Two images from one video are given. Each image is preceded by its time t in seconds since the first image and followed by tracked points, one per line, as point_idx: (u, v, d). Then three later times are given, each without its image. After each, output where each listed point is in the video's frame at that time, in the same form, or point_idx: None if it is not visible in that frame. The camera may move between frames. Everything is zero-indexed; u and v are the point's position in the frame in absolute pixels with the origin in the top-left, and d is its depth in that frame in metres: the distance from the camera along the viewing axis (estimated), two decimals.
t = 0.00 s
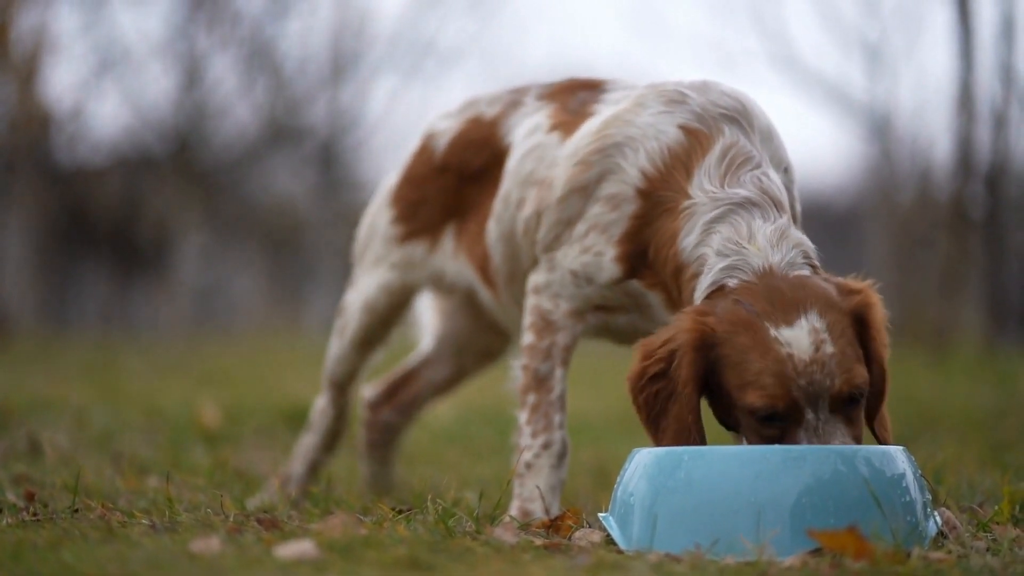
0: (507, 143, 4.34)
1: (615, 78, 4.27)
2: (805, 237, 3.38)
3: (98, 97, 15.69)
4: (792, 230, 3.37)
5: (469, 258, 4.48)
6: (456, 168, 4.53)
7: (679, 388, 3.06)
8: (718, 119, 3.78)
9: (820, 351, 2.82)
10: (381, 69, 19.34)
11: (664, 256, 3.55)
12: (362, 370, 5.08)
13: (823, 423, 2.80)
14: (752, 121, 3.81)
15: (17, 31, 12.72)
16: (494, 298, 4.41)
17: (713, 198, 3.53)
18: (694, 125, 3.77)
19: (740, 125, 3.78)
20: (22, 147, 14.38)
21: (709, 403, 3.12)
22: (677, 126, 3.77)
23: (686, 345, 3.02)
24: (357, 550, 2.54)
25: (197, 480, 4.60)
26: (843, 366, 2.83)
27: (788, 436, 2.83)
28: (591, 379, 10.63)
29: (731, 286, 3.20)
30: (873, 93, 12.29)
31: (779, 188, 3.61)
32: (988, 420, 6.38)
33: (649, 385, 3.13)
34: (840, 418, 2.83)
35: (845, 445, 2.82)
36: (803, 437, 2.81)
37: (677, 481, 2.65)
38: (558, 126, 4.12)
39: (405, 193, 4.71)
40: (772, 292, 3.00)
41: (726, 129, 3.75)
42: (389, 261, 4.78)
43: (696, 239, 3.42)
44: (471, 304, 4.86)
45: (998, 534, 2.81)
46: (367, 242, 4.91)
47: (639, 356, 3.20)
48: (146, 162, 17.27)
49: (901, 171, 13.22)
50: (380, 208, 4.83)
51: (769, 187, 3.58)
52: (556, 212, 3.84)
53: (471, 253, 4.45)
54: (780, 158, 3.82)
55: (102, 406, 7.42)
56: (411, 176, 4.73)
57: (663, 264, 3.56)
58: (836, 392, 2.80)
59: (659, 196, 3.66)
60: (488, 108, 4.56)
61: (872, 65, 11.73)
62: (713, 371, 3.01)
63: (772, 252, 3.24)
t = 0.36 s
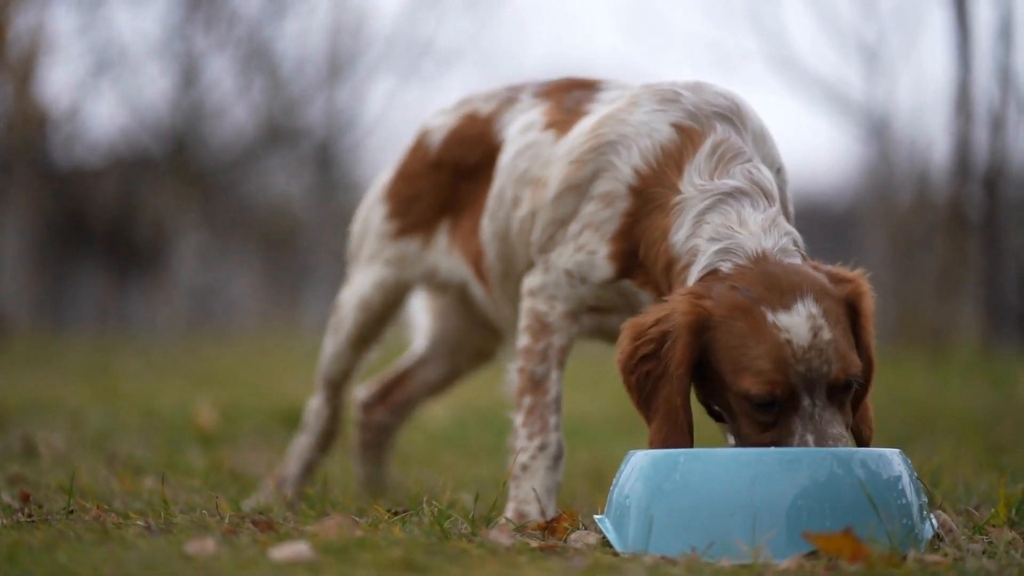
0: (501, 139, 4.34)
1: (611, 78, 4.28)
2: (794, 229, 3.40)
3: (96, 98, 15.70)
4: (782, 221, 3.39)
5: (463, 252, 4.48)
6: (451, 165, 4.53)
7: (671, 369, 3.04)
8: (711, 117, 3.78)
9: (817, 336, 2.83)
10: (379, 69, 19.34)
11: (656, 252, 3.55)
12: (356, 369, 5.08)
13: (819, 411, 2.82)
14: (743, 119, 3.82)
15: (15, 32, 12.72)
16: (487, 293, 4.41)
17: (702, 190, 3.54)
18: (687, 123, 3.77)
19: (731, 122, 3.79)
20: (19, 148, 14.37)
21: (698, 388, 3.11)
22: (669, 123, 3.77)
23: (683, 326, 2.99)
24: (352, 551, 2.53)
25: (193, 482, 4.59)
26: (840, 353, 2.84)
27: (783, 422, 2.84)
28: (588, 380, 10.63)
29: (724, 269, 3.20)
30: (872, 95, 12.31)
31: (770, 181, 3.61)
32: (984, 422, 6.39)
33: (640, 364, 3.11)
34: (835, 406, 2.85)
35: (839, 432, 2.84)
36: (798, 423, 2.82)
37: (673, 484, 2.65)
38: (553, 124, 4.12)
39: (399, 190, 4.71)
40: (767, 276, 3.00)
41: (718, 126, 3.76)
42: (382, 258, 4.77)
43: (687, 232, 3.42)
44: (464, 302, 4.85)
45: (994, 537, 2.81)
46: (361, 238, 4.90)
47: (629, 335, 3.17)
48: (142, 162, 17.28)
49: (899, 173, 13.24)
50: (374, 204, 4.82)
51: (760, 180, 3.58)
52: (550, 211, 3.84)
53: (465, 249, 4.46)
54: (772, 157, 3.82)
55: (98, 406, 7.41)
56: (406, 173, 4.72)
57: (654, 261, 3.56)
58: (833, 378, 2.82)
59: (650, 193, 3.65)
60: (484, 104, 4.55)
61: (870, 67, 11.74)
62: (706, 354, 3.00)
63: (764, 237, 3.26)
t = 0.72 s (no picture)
0: (502, 153, 4.35)
1: (613, 91, 4.29)
2: (800, 255, 3.36)
3: (94, 96, 15.73)
4: (785, 248, 3.37)
5: (461, 266, 4.47)
6: (451, 176, 4.54)
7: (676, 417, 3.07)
8: (711, 130, 3.77)
9: (789, 364, 2.82)
10: (377, 70, 19.38)
11: (657, 268, 3.55)
12: (356, 373, 5.07)
13: (800, 437, 2.79)
14: (745, 132, 3.78)
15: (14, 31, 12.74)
16: (486, 308, 4.41)
17: (706, 210, 3.52)
18: (688, 136, 3.76)
19: (733, 135, 3.76)
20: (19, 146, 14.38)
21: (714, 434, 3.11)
22: (670, 136, 3.76)
23: (673, 368, 3.05)
24: (349, 552, 2.53)
25: (190, 481, 4.59)
26: (816, 378, 2.82)
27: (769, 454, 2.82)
28: (586, 381, 10.64)
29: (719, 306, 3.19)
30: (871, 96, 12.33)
31: (773, 198, 3.58)
32: (981, 422, 6.40)
33: (648, 415, 3.14)
34: (817, 431, 2.81)
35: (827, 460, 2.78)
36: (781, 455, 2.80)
37: (670, 485, 2.65)
38: (556, 140, 4.12)
39: (401, 197, 4.71)
40: (750, 311, 3.02)
41: (719, 140, 3.74)
42: (383, 266, 4.77)
43: (689, 252, 3.42)
44: (464, 311, 4.85)
45: (991, 538, 2.81)
46: (363, 245, 4.89)
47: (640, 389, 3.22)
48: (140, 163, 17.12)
49: (897, 174, 13.28)
50: (378, 211, 4.81)
51: (762, 199, 3.55)
52: (549, 222, 3.84)
53: (462, 262, 4.45)
54: (775, 170, 3.80)
55: (97, 406, 7.41)
56: (407, 180, 4.72)
57: (655, 274, 3.56)
58: (809, 404, 2.79)
59: (651, 208, 3.65)
60: (486, 114, 4.56)
61: (868, 68, 11.75)
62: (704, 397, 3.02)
63: (760, 269, 3.25)
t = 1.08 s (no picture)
0: (502, 149, 4.34)
1: (613, 84, 4.27)
2: (797, 245, 3.33)
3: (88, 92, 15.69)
4: (782, 240, 3.34)
5: (463, 264, 4.47)
6: (449, 176, 4.53)
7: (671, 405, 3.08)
8: (712, 123, 3.76)
9: (781, 353, 2.85)
10: (371, 65, 19.33)
11: (658, 261, 3.55)
12: (353, 371, 5.06)
13: (788, 427, 2.79)
14: (747, 125, 3.76)
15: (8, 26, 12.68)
16: (489, 305, 4.41)
17: (706, 204, 3.52)
18: (689, 130, 3.75)
19: (735, 130, 3.74)
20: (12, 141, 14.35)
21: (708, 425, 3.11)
22: (671, 131, 3.76)
23: (667, 359, 3.08)
24: (342, 548, 2.52)
25: (183, 477, 4.58)
26: (807, 368, 2.83)
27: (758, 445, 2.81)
28: (580, 377, 10.64)
29: (715, 300, 3.18)
30: (864, 93, 12.32)
31: (774, 191, 3.57)
32: (974, 419, 6.41)
33: (644, 406, 3.15)
34: (807, 422, 2.81)
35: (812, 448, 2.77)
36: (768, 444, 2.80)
37: (661, 481, 2.65)
38: (555, 132, 4.11)
39: (400, 200, 4.70)
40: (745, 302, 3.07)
41: (720, 133, 3.73)
42: (382, 267, 4.77)
43: (689, 244, 3.42)
44: (464, 309, 4.85)
45: (983, 534, 2.81)
46: (360, 246, 4.88)
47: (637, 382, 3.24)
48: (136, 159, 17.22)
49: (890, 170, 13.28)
50: (377, 212, 4.81)
51: (763, 191, 3.54)
52: (547, 216, 3.84)
53: (464, 260, 4.45)
54: (777, 163, 3.78)
55: (89, 401, 7.40)
56: (406, 181, 4.72)
57: (656, 268, 3.56)
58: (798, 394, 2.79)
59: (653, 201, 3.65)
60: (484, 114, 4.56)
61: (862, 64, 11.74)
62: (698, 387, 3.03)
63: (756, 259, 3.24)
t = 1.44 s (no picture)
0: (490, 133, 4.35)
1: (600, 71, 4.28)
2: (796, 215, 3.44)
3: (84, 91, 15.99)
4: (782, 207, 3.43)
5: (450, 247, 4.47)
6: (437, 160, 4.52)
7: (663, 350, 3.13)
8: (705, 109, 3.78)
9: (794, 319, 2.88)
10: (366, 61, 19.33)
11: (653, 244, 3.54)
12: (343, 363, 5.05)
13: (791, 392, 2.86)
14: (738, 110, 3.81)
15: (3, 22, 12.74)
16: (476, 289, 4.41)
17: (701, 180, 3.55)
18: (682, 115, 3.76)
19: (727, 114, 3.79)
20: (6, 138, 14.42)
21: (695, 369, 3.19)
22: (664, 116, 3.76)
23: (669, 310, 3.09)
24: (337, 544, 2.52)
25: (177, 473, 4.58)
26: (817, 337, 2.88)
27: (757, 402, 2.89)
28: (574, 373, 10.64)
29: (721, 256, 3.25)
30: (861, 90, 12.29)
31: (768, 170, 3.64)
32: (968, 416, 6.41)
33: (638, 350, 3.20)
34: (811, 389, 2.88)
35: (809, 412, 2.86)
36: (769, 404, 2.87)
37: (656, 477, 2.65)
38: (544, 117, 4.11)
39: (387, 185, 4.69)
40: (758, 261, 3.07)
41: (713, 117, 3.76)
42: (370, 253, 4.75)
43: (686, 224, 3.43)
44: (450, 294, 4.86)
45: (977, 530, 2.81)
46: (348, 233, 4.87)
47: (629, 322, 3.28)
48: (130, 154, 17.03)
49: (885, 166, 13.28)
50: (362, 198, 4.80)
51: (759, 169, 3.61)
52: (541, 204, 3.83)
53: (452, 243, 4.45)
54: (767, 147, 3.83)
55: (83, 396, 7.39)
56: (393, 165, 4.71)
57: (651, 253, 3.56)
58: (807, 362, 2.85)
59: (647, 185, 3.64)
60: (471, 99, 4.55)
61: (858, 61, 11.72)
62: (696, 336, 3.08)
63: (762, 225, 3.31)
